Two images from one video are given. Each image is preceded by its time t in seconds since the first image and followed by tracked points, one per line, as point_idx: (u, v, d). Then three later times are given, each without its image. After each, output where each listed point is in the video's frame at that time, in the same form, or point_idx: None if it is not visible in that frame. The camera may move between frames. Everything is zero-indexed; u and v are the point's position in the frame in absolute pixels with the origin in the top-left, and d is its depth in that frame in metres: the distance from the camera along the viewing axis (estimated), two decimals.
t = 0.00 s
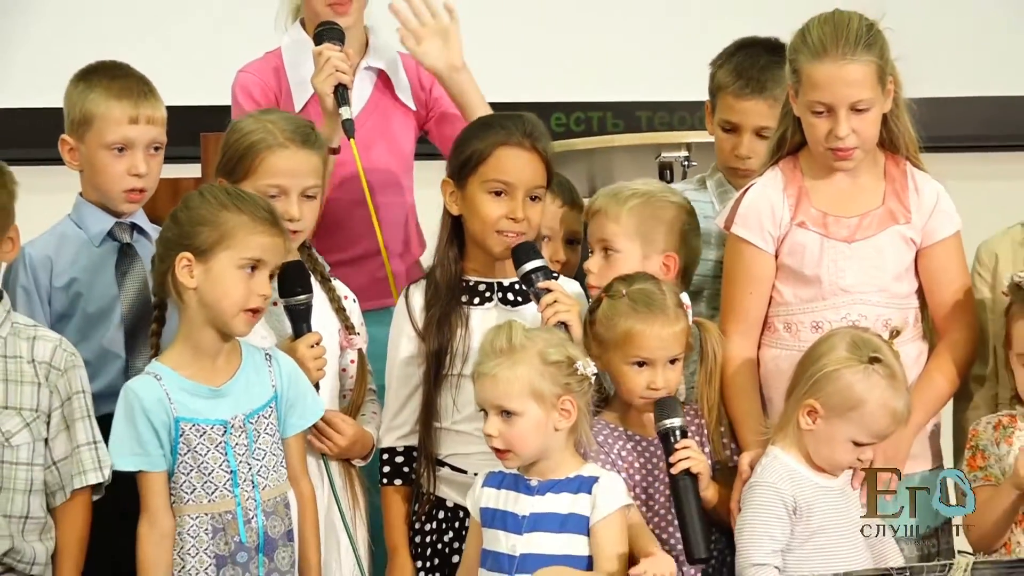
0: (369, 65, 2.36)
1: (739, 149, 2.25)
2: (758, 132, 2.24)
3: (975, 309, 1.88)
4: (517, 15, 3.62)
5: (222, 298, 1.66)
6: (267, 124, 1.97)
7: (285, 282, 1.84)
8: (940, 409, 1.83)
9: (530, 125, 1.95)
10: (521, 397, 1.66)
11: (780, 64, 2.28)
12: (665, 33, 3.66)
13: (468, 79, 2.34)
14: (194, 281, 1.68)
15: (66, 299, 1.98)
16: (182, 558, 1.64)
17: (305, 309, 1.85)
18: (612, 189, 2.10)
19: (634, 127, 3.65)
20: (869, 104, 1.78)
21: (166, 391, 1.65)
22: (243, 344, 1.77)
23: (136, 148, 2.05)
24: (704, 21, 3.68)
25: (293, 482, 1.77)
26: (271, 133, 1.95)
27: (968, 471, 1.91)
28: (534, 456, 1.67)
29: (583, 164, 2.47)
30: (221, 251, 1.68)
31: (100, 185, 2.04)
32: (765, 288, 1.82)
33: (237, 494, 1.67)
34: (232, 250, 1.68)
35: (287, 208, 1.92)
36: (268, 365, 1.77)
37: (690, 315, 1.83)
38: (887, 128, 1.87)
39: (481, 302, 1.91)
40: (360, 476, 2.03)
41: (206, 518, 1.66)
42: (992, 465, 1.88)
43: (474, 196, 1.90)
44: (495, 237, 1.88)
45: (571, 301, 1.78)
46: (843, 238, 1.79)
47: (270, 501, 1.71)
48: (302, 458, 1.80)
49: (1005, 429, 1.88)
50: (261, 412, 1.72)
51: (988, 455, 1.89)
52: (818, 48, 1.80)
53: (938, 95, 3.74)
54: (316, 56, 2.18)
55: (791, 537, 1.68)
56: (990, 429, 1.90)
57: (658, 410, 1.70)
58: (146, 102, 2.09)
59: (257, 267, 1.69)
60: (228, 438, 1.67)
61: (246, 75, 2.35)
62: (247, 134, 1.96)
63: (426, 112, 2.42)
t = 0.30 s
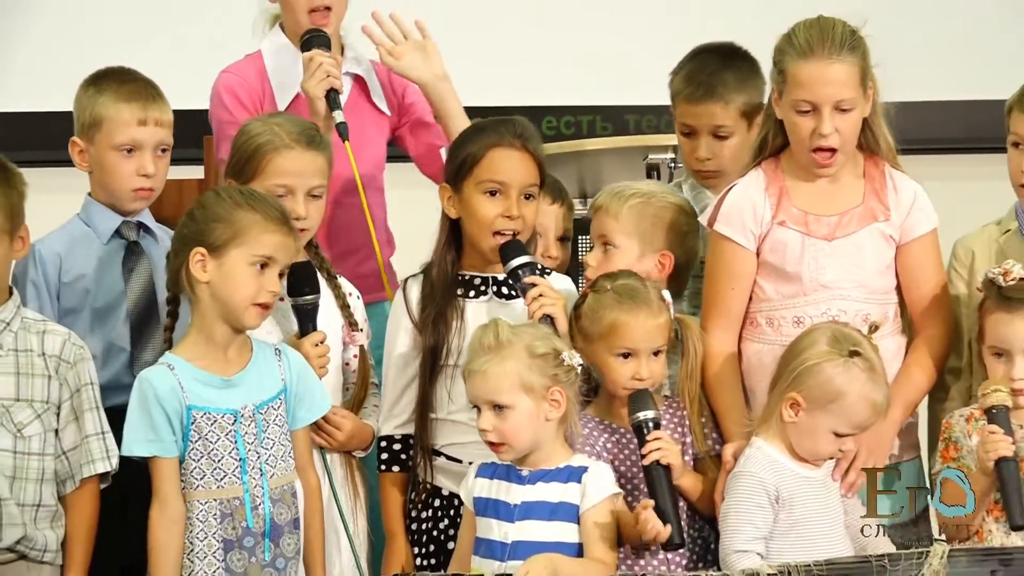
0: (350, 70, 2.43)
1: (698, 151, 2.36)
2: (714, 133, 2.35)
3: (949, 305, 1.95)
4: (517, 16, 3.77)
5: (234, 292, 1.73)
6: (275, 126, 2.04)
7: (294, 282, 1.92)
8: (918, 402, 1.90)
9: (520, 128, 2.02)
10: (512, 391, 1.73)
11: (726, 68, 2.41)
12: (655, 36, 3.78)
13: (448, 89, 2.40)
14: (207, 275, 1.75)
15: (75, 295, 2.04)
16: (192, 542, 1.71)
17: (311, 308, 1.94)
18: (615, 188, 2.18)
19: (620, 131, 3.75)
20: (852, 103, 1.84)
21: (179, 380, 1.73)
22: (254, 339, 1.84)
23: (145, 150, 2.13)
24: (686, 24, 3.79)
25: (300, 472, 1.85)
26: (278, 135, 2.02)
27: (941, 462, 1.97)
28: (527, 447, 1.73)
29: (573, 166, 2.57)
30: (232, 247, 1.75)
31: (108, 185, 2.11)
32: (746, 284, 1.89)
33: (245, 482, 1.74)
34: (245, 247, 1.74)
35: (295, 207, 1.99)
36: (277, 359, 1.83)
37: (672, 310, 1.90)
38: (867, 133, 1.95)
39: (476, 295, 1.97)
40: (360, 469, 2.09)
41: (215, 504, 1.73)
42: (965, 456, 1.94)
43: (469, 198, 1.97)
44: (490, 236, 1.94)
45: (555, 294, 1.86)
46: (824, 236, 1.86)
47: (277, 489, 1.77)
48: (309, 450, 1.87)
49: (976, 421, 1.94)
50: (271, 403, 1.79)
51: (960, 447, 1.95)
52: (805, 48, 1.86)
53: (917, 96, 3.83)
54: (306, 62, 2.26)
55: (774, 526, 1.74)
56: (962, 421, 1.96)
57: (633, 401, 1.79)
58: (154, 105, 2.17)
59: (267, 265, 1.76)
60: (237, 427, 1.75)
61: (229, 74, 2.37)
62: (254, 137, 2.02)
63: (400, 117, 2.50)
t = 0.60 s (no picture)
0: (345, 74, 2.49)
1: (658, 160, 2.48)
2: (671, 141, 2.48)
3: (924, 303, 2.02)
4: (518, 15, 3.88)
5: (235, 294, 1.79)
6: (279, 130, 2.10)
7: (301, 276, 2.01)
8: (897, 397, 1.97)
9: (509, 130, 2.09)
10: (503, 387, 1.79)
11: (674, 78, 2.56)
12: (644, 37, 3.89)
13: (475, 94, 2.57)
14: (212, 274, 1.81)
15: (82, 294, 2.10)
16: (192, 531, 1.79)
17: (314, 303, 2.01)
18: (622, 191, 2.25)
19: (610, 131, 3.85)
20: (835, 111, 1.90)
21: (182, 374, 1.80)
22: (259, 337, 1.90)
23: (149, 152, 2.19)
24: (673, 27, 3.90)
25: (302, 465, 1.90)
26: (282, 138, 2.08)
27: (915, 455, 2.05)
28: (520, 442, 1.80)
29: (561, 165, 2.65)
30: (237, 252, 1.80)
31: (114, 187, 2.17)
32: (731, 282, 1.95)
33: (244, 473, 1.81)
34: (249, 251, 1.80)
35: (298, 207, 2.05)
36: (282, 357, 1.90)
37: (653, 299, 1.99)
38: (849, 139, 2.02)
39: (466, 291, 2.05)
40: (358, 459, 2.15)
41: (215, 493, 1.80)
42: (938, 450, 2.02)
43: (457, 196, 2.04)
44: (478, 233, 2.01)
45: (542, 288, 1.93)
46: (806, 237, 1.93)
47: (276, 481, 1.84)
48: (312, 442, 1.93)
49: (949, 416, 2.02)
50: (272, 398, 1.85)
51: (933, 440, 2.03)
52: (792, 57, 1.91)
53: (897, 97, 3.94)
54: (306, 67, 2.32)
55: (756, 516, 1.81)
56: (935, 416, 2.04)
57: (613, 399, 1.85)
58: (158, 109, 2.24)
59: (270, 271, 1.81)
60: (238, 420, 1.81)
61: (227, 79, 2.42)
62: (259, 140, 2.09)
63: (387, 121, 2.59)
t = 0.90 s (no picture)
0: (353, 81, 2.56)
1: (638, 170, 2.59)
2: (649, 152, 2.60)
3: (902, 302, 2.09)
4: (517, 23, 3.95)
5: (243, 299, 1.85)
6: (285, 134, 2.16)
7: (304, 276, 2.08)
8: (876, 393, 2.04)
9: (503, 139, 2.14)
10: (494, 385, 1.86)
11: (647, 93, 2.72)
12: (634, 43, 3.96)
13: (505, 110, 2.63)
14: (224, 275, 1.87)
15: (88, 294, 2.16)
16: (192, 517, 1.85)
17: (318, 304, 2.08)
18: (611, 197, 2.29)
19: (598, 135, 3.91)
20: (818, 118, 1.96)
21: (190, 366, 1.86)
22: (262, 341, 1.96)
23: (153, 156, 2.25)
24: (669, 35, 3.97)
25: (299, 464, 1.97)
26: (288, 143, 2.15)
27: (892, 448, 2.14)
28: (513, 437, 1.87)
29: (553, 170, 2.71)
30: (250, 257, 1.86)
31: (120, 191, 2.24)
32: (716, 282, 2.02)
33: (246, 465, 1.87)
34: (262, 259, 1.86)
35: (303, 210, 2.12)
36: (282, 358, 1.96)
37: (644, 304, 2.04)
38: (832, 143, 2.09)
39: (458, 292, 2.11)
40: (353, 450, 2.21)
41: (217, 484, 1.86)
42: (916, 444, 2.11)
43: (449, 201, 2.10)
44: (469, 236, 2.08)
45: (531, 288, 2.01)
46: (789, 238, 1.99)
47: (276, 474, 1.91)
48: (308, 443, 2.00)
49: (926, 410, 2.12)
50: (273, 395, 1.92)
51: (911, 434, 2.13)
52: (775, 66, 1.98)
53: (881, 104, 4.02)
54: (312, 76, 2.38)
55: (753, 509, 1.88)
56: (913, 411, 2.13)
57: (610, 388, 1.92)
58: (162, 115, 2.30)
59: (280, 280, 1.87)
60: (241, 414, 1.88)
61: (239, 90, 2.50)
62: (266, 144, 2.15)
63: (398, 124, 2.64)
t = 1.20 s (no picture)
0: (365, 89, 2.62)
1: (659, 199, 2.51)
2: (675, 185, 2.50)
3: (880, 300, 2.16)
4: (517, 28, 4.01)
5: (253, 304, 1.92)
6: (295, 138, 2.22)
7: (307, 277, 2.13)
8: (857, 391, 2.11)
9: (494, 142, 2.21)
10: (492, 383, 1.92)
11: (690, 126, 2.55)
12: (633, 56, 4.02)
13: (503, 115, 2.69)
14: (237, 280, 1.93)
15: (95, 293, 2.23)
16: (201, 510, 1.92)
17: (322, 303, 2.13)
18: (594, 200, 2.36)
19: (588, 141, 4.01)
20: (799, 121, 2.03)
21: (196, 363, 1.92)
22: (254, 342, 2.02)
23: (159, 162, 2.31)
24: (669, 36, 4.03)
25: (289, 459, 2.04)
26: (298, 147, 2.21)
27: (873, 442, 2.22)
28: (509, 433, 1.94)
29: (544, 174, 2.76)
30: (265, 269, 1.92)
31: (127, 195, 2.30)
32: (700, 282, 2.09)
33: (252, 459, 1.95)
34: (276, 270, 1.92)
35: (310, 212, 2.19)
36: (273, 359, 2.03)
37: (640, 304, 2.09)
38: (811, 146, 2.16)
39: (451, 292, 2.18)
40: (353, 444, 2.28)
41: (225, 477, 1.93)
42: (895, 438, 2.19)
43: (445, 204, 2.16)
44: (464, 238, 2.14)
45: (522, 287, 2.08)
46: (771, 238, 2.06)
47: (279, 467, 1.99)
48: (290, 443, 2.06)
49: (904, 406, 2.19)
50: (271, 392, 2.00)
51: (891, 428, 2.20)
52: (757, 73, 2.05)
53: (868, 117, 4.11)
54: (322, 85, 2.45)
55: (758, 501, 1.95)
56: (892, 406, 2.20)
57: (606, 384, 1.98)
58: (167, 121, 2.36)
59: (290, 291, 1.93)
60: (246, 410, 1.95)
61: (255, 99, 2.59)
62: (275, 148, 2.21)
63: (414, 129, 2.70)
